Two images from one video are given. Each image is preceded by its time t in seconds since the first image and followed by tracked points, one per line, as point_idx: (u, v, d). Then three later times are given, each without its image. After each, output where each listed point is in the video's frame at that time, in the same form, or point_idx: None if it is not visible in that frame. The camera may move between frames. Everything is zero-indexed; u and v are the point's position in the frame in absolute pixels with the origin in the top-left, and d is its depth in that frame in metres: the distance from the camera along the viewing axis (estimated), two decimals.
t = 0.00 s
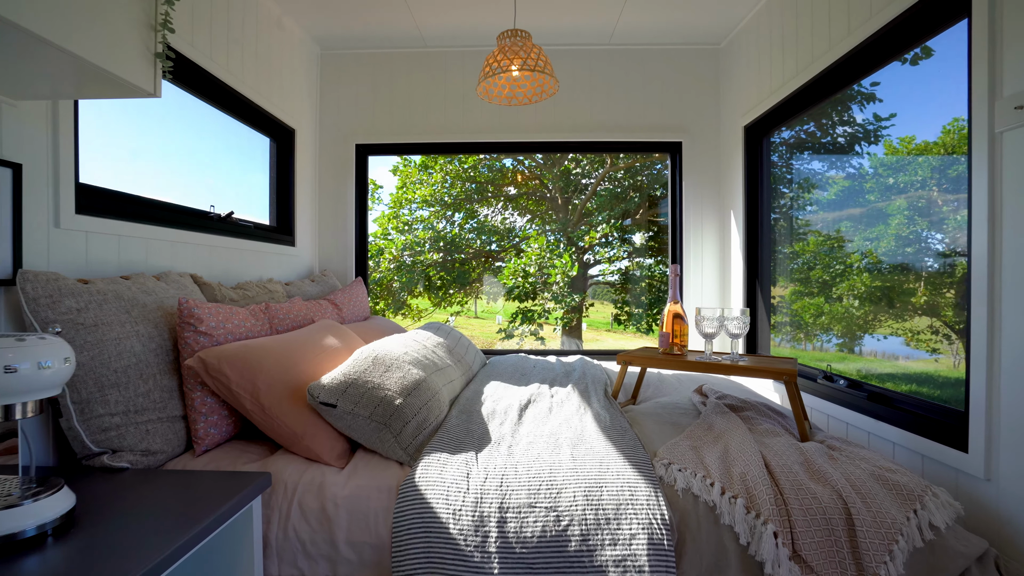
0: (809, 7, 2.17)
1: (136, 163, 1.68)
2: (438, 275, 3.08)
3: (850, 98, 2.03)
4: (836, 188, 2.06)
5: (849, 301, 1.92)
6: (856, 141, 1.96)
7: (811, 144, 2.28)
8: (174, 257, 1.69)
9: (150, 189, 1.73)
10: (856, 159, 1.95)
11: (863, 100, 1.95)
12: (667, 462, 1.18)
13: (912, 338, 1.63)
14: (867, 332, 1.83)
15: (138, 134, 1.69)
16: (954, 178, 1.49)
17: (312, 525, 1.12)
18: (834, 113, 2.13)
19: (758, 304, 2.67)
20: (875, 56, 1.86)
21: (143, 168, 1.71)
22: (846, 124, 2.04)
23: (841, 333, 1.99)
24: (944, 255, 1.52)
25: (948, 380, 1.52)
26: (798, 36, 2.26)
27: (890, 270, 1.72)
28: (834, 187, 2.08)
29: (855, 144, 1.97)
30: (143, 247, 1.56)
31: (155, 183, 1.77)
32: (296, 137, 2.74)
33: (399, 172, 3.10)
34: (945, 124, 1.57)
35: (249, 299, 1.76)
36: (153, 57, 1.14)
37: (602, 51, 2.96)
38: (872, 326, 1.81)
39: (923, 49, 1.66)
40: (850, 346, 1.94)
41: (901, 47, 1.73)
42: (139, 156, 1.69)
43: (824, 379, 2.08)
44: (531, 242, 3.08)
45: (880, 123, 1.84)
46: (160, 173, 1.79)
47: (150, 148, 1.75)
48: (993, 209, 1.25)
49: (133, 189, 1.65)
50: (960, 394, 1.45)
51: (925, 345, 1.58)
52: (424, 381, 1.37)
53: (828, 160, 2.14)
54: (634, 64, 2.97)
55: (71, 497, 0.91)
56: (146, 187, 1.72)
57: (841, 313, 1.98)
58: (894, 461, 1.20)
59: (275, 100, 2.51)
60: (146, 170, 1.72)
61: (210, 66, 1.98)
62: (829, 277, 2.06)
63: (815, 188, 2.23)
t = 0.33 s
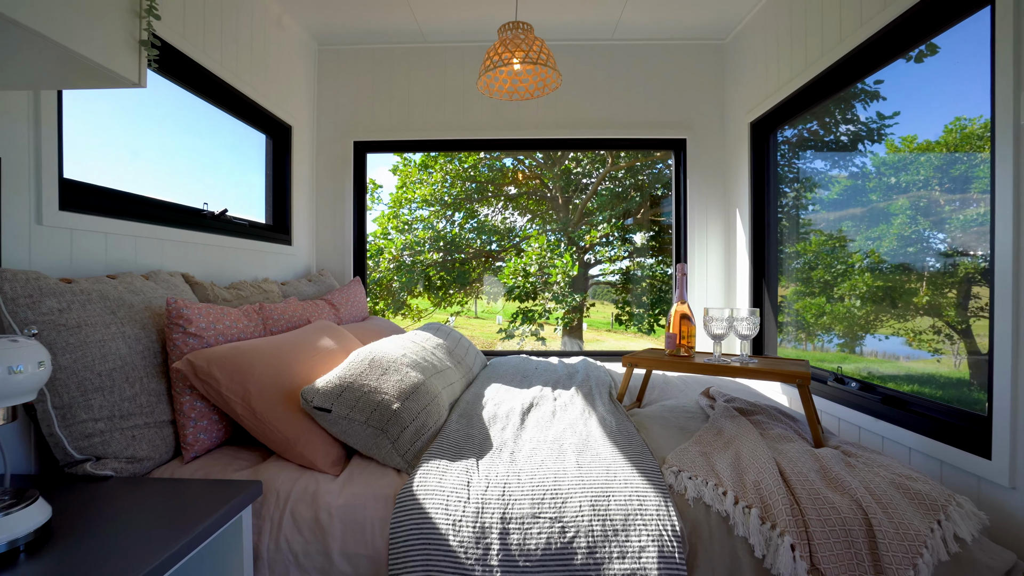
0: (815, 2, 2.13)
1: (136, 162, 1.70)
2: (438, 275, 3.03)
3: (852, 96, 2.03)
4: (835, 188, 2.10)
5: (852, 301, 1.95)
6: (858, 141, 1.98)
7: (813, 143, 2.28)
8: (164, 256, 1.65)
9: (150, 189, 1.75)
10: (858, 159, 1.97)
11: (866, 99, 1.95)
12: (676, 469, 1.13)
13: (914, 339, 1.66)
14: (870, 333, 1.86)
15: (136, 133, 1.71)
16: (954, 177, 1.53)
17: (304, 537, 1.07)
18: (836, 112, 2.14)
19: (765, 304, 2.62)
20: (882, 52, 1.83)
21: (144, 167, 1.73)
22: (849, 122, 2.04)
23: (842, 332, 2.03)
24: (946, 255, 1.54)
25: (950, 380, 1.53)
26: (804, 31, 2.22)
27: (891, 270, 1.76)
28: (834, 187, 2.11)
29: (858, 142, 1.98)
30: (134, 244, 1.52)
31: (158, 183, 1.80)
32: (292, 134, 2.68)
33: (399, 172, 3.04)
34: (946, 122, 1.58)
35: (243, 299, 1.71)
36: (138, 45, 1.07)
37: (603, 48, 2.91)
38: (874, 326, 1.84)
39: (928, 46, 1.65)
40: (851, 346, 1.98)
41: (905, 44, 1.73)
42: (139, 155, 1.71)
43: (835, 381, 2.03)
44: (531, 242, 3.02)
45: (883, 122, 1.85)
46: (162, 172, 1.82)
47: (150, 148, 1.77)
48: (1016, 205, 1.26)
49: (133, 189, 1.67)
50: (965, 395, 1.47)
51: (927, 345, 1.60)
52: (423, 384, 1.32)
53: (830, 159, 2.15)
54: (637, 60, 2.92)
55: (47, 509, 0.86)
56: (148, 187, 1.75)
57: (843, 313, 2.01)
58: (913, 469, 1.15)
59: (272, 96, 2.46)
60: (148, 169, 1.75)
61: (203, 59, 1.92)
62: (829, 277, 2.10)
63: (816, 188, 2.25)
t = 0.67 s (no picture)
0: None
1: (137, 162, 1.70)
2: (437, 276, 2.99)
3: (854, 95, 2.02)
4: (836, 189, 2.11)
5: (853, 300, 1.98)
6: (862, 139, 1.97)
7: (815, 142, 2.28)
8: (155, 255, 1.61)
9: (151, 189, 1.75)
10: (861, 157, 1.97)
11: (869, 97, 1.94)
12: (684, 476, 1.09)
13: (916, 339, 1.68)
14: (870, 332, 1.88)
15: (136, 133, 1.69)
16: (961, 176, 1.52)
17: (298, 546, 1.03)
18: (839, 110, 2.12)
19: (770, 304, 2.57)
20: (887, 49, 1.82)
21: (145, 166, 1.72)
22: (851, 121, 2.03)
23: (844, 332, 2.04)
24: (948, 254, 1.55)
25: (952, 379, 1.56)
26: (810, 26, 2.18)
27: (893, 270, 1.78)
28: (835, 187, 2.12)
29: (859, 143, 1.98)
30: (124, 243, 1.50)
31: (160, 182, 1.79)
32: (290, 131, 2.65)
33: (400, 171, 3.00)
34: (948, 120, 1.59)
35: (238, 299, 1.67)
36: (124, 34, 1.03)
37: (605, 44, 2.87)
38: (874, 326, 1.86)
39: (932, 44, 1.64)
40: (852, 347, 2.00)
41: (910, 42, 1.72)
42: (139, 155, 1.70)
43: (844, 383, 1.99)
44: (532, 242, 2.98)
45: (885, 121, 1.85)
46: (162, 172, 1.81)
47: (150, 146, 1.76)
48: None
49: (133, 189, 1.66)
50: (968, 395, 1.49)
51: (928, 345, 1.62)
52: (422, 387, 1.28)
53: (831, 160, 2.16)
54: (639, 56, 2.88)
55: (25, 521, 0.82)
56: (149, 188, 1.74)
57: (845, 313, 2.02)
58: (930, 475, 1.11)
59: (269, 92, 2.42)
60: (148, 169, 1.74)
61: (197, 54, 1.88)
62: (830, 278, 2.12)
63: (817, 188, 2.26)
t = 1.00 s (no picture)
0: None
1: (137, 162, 1.70)
2: (437, 276, 2.95)
3: (857, 94, 2.01)
4: (839, 189, 2.10)
5: (854, 300, 1.97)
6: (863, 138, 1.97)
7: (818, 141, 2.26)
8: (144, 254, 1.58)
9: (152, 189, 1.75)
10: (863, 157, 1.97)
11: (870, 97, 1.93)
12: (690, 483, 1.05)
13: (917, 339, 1.68)
14: (870, 332, 1.89)
15: (136, 133, 1.69)
16: (959, 176, 1.53)
17: (290, 556, 0.99)
18: (841, 109, 2.11)
19: (774, 304, 2.54)
20: (891, 48, 1.79)
21: (145, 165, 1.73)
22: (854, 120, 2.02)
23: (845, 332, 2.03)
24: (949, 255, 1.56)
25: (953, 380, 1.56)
26: (815, 21, 2.14)
27: (896, 270, 1.77)
28: (836, 188, 2.12)
29: (862, 142, 1.97)
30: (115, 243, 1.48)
31: (159, 182, 1.79)
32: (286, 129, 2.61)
33: (400, 171, 2.96)
34: (948, 120, 1.60)
35: (232, 300, 1.63)
36: (109, 25, 0.99)
37: (606, 41, 2.84)
38: (875, 326, 1.86)
39: (936, 43, 1.63)
40: (852, 347, 2.00)
41: (912, 41, 1.71)
42: (139, 155, 1.70)
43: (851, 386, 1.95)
44: (532, 242, 2.95)
45: (888, 120, 1.84)
46: (162, 171, 1.81)
47: (149, 145, 1.76)
48: None
49: (132, 188, 1.66)
50: (969, 395, 1.49)
51: (930, 346, 1.62)
52: (419, 391, 1.24)
53: (833, 160, 2.15)
54: (640, 53, 2.84)
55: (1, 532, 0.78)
56: (148, 187, 1.74)
57: (845, 313, 2.02)
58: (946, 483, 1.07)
59: (264, 89, 2.38)
60: (149, 168, 1.74)
61: (189, 48, 1.84)
62: (831, 278, 2.11)
63: (819, 187, 2.25)
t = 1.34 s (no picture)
0: None
1: (137, 161, 1.72)
2: (436, 276, 2.91)
3: (860, 92, 1.97)
4: (842, 187, 2.07)
5: (854, 301, 1.96)
6: (865, 137, 1.94)
7: (819, 140, 2.24)
8: (129, 252, 1.55)
9: (152, 189, 1.77)
10: (865, 156, 1.94)
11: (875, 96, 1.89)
12: (696, 491, 1.01)
13: (917, 339, 1.67)
14: (871, 333, 1.88)
15: (136, 133, 1.71)
16: (960, 176, 1.51)
17: (276, 568, 0.94)
18: (843, 108, 2.08)
19: (778, 305, 2.49)
20: (892, 45, 1.77)
21: (145, 165, 1.74)
22: (856, 118, 1.99)
23: (845, 333, 2.02)
24: (949, 255, 1.54)
25: (954, 381, 1.55)
26: (820, 15, 2.10)
27: (896, 270, 1.75)
28: (838, 187, 2.10)
29: (863, 140, 1.95)
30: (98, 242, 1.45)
31: (159, 182, 1.81)
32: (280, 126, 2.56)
33: (399, 169, 2.92)
34: (951, 119, 1.57)
35: (222, 300, 1.59)
36: (85, 12, 0.94)
37: (606, 37, 2.79)
38: (876, 326, 1.85)
39: (940, 39, 1.59)
40: (852, 347, 1.99)
41: (916, 38, 1.67)
42: (139, 155, 1.72)
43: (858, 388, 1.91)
44: (532, 242, 2.90)
45: (890, 119, 1.81)
46: (162, 171, 1.83)
47: (149, 145, 1.77)
48: None
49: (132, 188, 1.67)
50: (970, 396, 1.48)
51: (931, 346, 1.61)
52: (413, 394, 1.19)
53: (835, 158, 2.12)
54: (641, 50, 2.79)
55: None
56: (148, 187, 1.75)
57: (845, 314, 2.02)
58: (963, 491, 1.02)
59: (257, 85, 2.33)
60: (149, 168, 1.76)
61: (174, 39, 1.79)
62: (832, 277, 2.10)
63: (821, 187, 2.22)
